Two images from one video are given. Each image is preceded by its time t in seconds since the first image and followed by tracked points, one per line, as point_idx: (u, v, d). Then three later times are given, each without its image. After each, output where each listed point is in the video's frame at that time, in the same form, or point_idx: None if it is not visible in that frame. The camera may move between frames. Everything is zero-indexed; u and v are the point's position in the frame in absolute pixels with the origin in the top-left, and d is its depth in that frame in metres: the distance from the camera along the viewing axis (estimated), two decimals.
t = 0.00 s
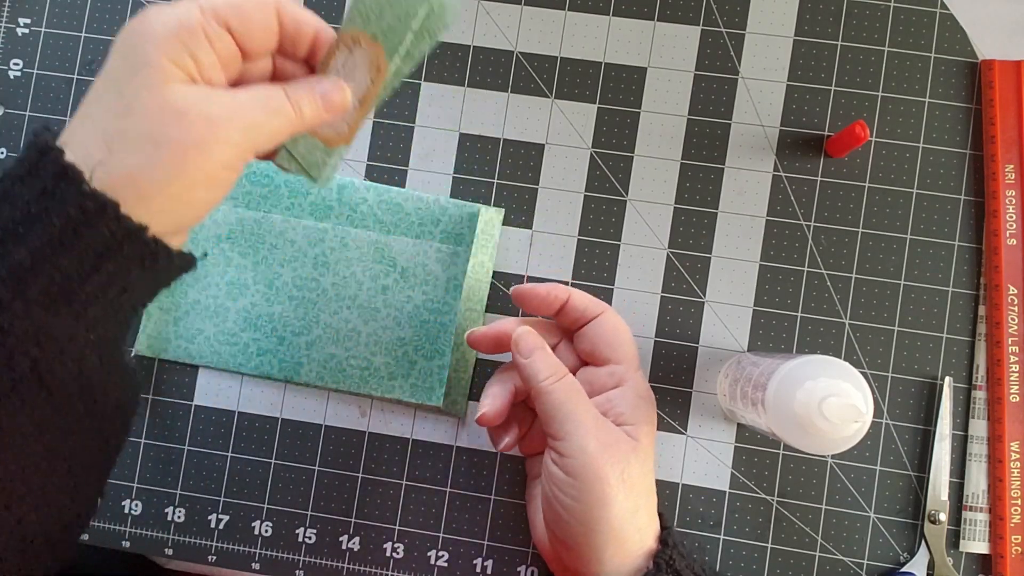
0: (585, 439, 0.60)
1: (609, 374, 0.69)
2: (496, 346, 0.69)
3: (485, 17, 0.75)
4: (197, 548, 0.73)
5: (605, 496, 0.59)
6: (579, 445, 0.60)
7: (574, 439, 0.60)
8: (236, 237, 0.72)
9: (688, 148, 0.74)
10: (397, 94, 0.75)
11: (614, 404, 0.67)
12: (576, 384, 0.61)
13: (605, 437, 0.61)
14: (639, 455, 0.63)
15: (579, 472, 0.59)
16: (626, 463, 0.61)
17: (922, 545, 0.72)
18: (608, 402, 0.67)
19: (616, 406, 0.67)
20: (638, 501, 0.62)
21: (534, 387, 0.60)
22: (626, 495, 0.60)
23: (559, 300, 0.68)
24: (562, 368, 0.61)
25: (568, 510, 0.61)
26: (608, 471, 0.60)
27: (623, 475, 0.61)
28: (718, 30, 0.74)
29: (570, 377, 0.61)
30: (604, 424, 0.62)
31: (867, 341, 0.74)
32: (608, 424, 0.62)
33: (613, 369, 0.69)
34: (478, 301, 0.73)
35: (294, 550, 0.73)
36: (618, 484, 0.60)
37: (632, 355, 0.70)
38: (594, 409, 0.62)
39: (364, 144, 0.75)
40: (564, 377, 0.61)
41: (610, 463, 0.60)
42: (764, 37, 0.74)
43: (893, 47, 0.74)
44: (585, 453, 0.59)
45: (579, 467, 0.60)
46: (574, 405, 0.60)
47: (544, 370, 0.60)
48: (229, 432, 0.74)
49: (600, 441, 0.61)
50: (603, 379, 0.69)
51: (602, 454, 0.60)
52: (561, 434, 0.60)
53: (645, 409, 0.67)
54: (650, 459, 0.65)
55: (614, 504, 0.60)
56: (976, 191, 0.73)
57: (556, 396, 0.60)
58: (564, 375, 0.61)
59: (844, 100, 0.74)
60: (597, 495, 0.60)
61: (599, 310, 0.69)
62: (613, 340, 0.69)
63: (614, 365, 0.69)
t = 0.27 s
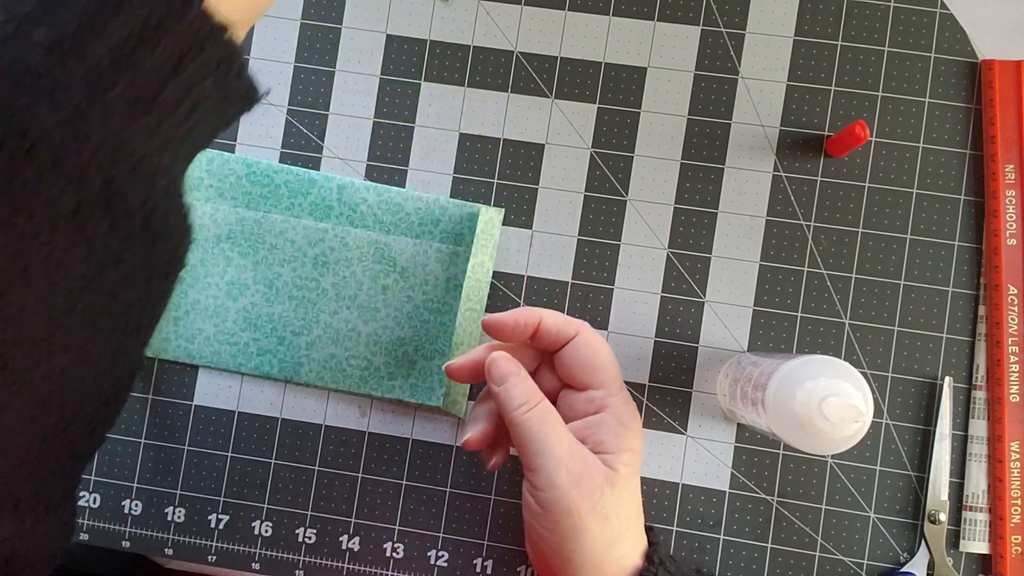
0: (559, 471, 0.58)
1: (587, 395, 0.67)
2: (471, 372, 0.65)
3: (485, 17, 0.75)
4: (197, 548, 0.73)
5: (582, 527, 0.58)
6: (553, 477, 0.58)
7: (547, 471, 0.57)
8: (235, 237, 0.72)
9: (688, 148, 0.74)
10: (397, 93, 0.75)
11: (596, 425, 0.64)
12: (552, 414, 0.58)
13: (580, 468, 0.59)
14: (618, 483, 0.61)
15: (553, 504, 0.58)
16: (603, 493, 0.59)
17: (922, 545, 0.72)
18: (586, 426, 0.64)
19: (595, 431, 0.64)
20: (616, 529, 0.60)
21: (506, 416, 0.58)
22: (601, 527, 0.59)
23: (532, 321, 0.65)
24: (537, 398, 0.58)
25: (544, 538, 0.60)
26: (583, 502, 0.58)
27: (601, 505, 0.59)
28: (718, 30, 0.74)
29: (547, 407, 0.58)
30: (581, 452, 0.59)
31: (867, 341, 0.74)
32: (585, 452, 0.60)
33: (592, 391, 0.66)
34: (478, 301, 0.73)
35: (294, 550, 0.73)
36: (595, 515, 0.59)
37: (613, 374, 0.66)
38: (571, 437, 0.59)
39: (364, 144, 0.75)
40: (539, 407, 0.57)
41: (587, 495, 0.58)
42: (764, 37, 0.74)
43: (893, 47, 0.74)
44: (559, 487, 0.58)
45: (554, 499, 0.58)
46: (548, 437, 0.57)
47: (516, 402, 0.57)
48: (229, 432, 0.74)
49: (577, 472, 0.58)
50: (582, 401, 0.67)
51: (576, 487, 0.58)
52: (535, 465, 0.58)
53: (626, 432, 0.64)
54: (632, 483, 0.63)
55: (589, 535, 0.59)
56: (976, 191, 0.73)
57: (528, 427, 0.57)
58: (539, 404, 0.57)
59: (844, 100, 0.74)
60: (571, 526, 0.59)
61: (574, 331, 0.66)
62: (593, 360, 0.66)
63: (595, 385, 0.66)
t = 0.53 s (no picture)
0: (531, 492, 0.57)
1: (564, 411, 0.64)
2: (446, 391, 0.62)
3: (485, 16, 0.74)
4: (196, 548, 0.73)
5: (557, 543, 0.58)
6: (525, 498, 0.57)
7: (519, 491, 0.57)
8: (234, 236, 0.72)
9: (689, 147, 0.74)
10: (397, 93, 0.75)
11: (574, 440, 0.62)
12: (525, 432, 0.57)
13: (553, 488, 0.58)
14: (594, 501, 0.59)
15: (527, 523, 0.58)
16: (578, 513, 0.58)
17: (924, 546, 0.72)
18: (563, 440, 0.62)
19: (571, 448, 0.62)
20: (595, 546, 0.59)
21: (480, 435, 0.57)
22: (577, 546, 0.58)
23: (502, 339, 0.61)
24: (510, 415, 0.57)
25: (525, 553, 0.60)
26: (556, 520, 0.58)
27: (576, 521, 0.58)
28: (719, 29, 0.74)
29: (520, 425, 0.57)
30: (555, 472, 0.58)
31: (868, 342, 0.73)
32: (559, 471, 0.58)
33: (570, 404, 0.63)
34: (478, 301, 0.72)
35: (294, 551, 0.72)
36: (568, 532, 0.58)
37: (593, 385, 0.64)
38: (544, 457, 0.58)
39: (364, 143, 0.75)
40: (510, 426, 0.56)
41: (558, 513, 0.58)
42: (765, 36, 0.74)
43: (895, 46, 0.73)
44: (532, 507, 0.57)
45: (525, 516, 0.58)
46: (518, 458, 0.56)
47: (488, 419, 0.56)
48: (228, 432, 0.74)
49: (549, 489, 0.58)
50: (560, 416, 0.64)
51: (548, 506, 0.57)
52: (508, 485, 0.57)
53: (603, 447, 0.62)
54: (612, 497, 0.61)
55: (564, 553, 0.58)
56: (978, 191, 0.73)
57: (499, 447, 0.57)
58: (511, 424, 0.57)
59: (846, 99, 0.74)
60: (546, 545, 0.58)
61: (545, 347, 0.62)
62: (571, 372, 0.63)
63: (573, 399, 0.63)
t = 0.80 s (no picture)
0: (521, 503, 0.57)
1: (555, 421, 0.63)
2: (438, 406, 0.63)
3: (485, 17, 0.75)
4: (198, 547, 0.73)
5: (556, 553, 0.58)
6: (516, 510, 0.58)
7: (510, 503, 0.58)
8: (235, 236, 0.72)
9: (688, 148, 0.74)
10: (398, 94, 0.75)
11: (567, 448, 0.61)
12: (515, 444, 0.57)
13: (543, 499, 0.58)
14: (588, 511, 0.59)
15: (521, 535, 0.58)
16: (569, 524, 0.58)
17: (922, 545, 0.72)
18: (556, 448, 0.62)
19: (563, 459, 0.61)
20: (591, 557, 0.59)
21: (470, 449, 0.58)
22: (572, 556, 0.58)
23: (490, 350, 0.62)
24: (500, 428, 0.57)
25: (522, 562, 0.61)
26: (549, 532, 0.58)
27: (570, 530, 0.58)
28: (718, 30, 0.74)
29: (509, 438, 0.57)
30: (545, 484, 0.58)
31: (866, 341, 0.74)
32: (549, 483, 0.58)
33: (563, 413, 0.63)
34: (478, 301, 0.73)
35: (295, 550, 0.73)
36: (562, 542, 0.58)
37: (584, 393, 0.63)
38: (533, 468, 0.58)
39: (365, 145, 0.75)
40: (498, 440, 0.57)
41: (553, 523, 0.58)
42: (763, 37, 0.74)
43: (893, 47, 0.74)
44: (525, 518, 0.58)
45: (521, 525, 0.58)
46: (506, 471, 0.57)
47: (476, 434, 0.57)
48: (230, 432, 0.74)
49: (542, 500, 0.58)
50: (552, 425, 0.64)
51: (544, 516, 0.58)
52: (500, 499, 0.58)
53: (595, 454, 0.61)
54: (609, 503, 0.61)
55: (562, 563, 0.58)
56: (976, 191, 0.73)
57: (487, 461, 0.57)
58: (498, 437, 0.57)
59: (844, 100, 0.74)
60: (541, 557, 0.59)
61: (532, 357, 0.62)
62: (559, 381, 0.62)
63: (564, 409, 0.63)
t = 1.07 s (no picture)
0: None
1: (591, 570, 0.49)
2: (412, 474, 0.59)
3: (485, 17, 0.75)
4: (198, 547, 0.73)
5: None
6: None
7: None
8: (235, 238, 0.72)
9: (688, 148, 0.74)
10: (398, 94, 0.75)
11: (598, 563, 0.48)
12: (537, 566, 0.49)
13: None
14: None
15: None
16: None
17: (922, 545, 0.72)
18: (582, 561, 0.49)
19: None
20: None
21: None
22: None
23: (499, 509, 0.51)
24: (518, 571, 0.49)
25: None
26: None
27: None
28: (718, 30, 0.74)
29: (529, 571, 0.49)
30: None
31: (866, 341, 0.74)
32: None
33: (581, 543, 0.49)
34: (478, 301, 0.73)
35: (295, 550, 0.73)
36: None
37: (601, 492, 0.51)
38: None
39: (365, 145, 0.75)
40: None
41: None
42: (763, 37, 0.74)
43: (893, 46, 0.74)
44: None
45: None
46: None
47: None
48: (229, 432, 0.74)
49: None
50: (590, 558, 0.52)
51: None
52: None
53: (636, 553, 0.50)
54: None
55: None
56: (976, 191, 0.73)
57: None
58: None
59: (844, 100, 0.74)
60: None
61: (548, 508, 0.49)
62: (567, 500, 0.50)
63: (600, 560, 0.48)
